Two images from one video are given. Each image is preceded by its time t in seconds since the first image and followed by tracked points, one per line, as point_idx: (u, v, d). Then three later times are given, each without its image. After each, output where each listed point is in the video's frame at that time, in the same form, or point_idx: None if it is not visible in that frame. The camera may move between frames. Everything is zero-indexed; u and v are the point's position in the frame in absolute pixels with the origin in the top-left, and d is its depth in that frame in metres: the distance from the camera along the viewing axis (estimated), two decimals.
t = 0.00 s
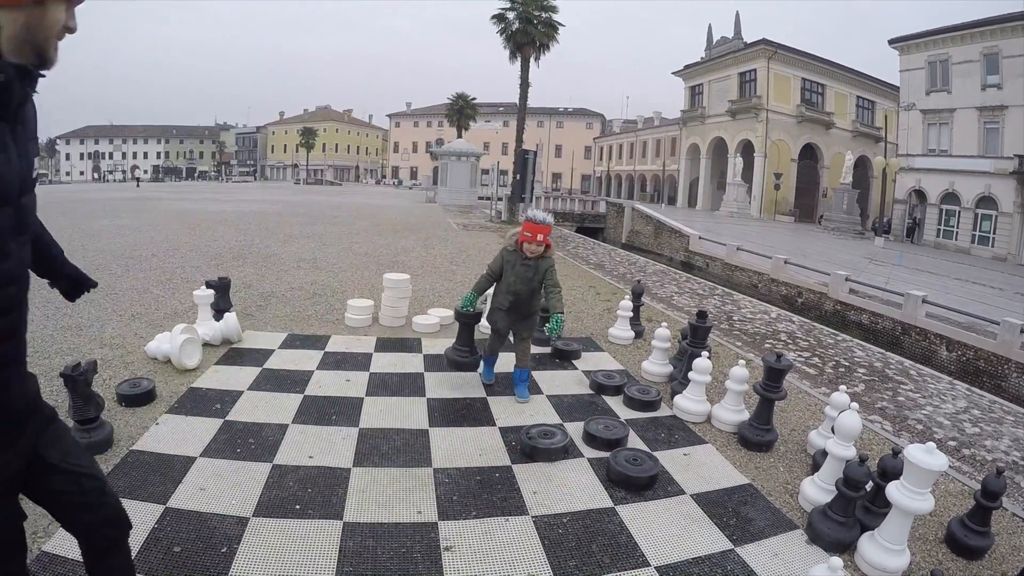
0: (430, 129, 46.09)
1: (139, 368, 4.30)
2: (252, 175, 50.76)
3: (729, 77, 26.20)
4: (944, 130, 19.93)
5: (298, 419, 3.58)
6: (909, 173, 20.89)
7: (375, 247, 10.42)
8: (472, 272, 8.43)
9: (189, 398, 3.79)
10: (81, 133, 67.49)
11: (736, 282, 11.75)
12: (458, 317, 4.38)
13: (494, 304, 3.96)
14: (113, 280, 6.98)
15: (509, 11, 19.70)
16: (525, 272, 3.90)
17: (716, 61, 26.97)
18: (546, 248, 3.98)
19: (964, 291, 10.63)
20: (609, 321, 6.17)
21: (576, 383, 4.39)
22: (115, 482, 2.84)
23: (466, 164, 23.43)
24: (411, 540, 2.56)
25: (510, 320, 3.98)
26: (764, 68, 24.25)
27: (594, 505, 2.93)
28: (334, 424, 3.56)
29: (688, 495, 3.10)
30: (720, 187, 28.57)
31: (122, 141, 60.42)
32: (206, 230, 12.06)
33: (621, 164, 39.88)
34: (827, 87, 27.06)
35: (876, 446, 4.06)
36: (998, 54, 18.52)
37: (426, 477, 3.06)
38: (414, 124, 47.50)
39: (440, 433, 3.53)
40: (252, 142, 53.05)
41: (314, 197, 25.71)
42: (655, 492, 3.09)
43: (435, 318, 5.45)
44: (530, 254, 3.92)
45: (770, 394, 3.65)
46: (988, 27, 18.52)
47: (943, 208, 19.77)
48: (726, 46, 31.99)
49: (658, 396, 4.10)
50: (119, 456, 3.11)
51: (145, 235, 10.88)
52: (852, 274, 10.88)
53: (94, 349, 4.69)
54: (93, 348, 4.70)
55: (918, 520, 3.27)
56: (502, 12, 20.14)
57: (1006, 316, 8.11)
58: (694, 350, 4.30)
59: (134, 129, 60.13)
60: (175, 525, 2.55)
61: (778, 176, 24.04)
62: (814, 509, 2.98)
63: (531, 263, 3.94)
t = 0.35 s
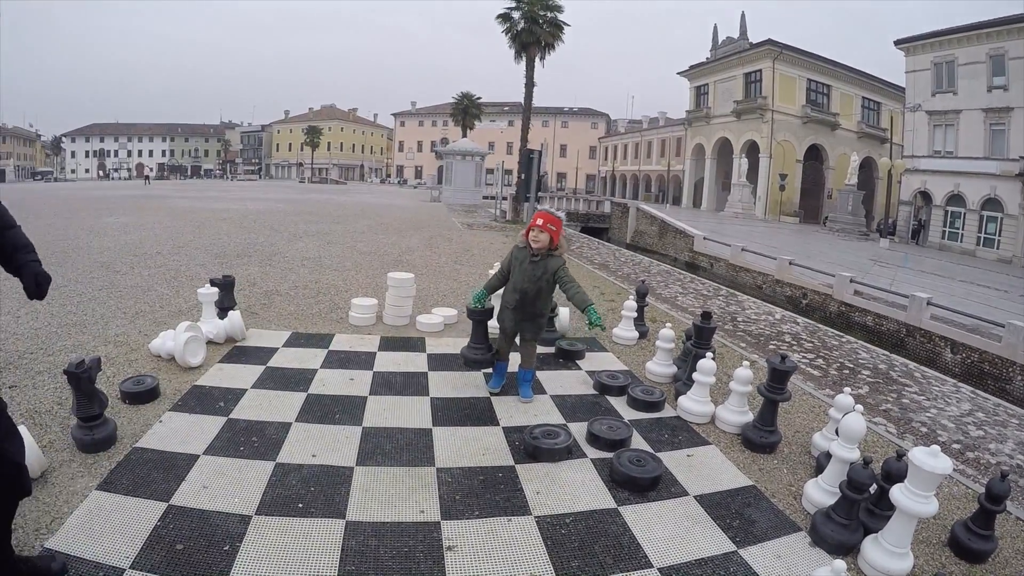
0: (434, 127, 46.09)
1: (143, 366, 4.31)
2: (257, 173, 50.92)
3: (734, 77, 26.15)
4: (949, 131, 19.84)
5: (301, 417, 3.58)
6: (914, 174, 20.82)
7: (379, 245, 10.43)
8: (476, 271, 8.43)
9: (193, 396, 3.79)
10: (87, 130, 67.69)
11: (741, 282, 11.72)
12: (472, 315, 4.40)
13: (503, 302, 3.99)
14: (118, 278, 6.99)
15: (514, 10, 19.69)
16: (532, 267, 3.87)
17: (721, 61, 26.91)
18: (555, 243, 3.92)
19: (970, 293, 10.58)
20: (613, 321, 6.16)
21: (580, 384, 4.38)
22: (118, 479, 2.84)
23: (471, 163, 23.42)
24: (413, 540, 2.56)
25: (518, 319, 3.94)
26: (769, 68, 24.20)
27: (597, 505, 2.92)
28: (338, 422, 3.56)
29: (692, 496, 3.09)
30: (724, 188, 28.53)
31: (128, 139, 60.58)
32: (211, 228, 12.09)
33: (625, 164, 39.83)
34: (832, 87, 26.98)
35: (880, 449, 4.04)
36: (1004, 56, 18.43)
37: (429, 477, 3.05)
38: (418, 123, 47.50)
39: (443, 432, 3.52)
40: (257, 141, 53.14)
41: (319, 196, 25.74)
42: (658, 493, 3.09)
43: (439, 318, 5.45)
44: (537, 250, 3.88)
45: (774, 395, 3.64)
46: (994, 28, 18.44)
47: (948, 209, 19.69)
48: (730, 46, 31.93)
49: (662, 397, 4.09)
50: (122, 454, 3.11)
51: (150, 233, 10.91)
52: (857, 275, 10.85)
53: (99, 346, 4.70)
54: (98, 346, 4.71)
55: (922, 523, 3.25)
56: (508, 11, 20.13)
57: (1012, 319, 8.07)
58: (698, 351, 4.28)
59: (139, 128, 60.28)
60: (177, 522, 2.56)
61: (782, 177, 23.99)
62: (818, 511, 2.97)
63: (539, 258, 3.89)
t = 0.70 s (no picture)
0: (432, 119, 45.93)
1: (138, 354, 4.30)
2: (254, 163, 50.71)
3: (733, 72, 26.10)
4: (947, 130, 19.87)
5: (296, 406, 3.58)
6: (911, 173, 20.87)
7: (375, 235, 10.40)
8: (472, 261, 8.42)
9: (187, 384, 3.78)
10: (82, 118, 67.20)
11: (737, 276, 11.75)
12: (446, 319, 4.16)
13: (489, 293, 3.92)
14: (111, 266, 6.95)
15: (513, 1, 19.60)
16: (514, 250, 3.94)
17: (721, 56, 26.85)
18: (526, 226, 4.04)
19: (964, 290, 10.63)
20: (608, 313, 6.16)
21: (575, 375, 4.38)
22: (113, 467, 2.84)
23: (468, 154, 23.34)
24: (407, 529, 2.56)
25: (507, 306, 3.95)
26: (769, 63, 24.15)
27: (591, 495, 2.93)
28: (332, 411, 3.56)
29: (685, 487, 3.10)
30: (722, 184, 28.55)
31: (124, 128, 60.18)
32: (206, 215, 12.02)
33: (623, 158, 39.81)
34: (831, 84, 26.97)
35: (873, 443, 4.07)
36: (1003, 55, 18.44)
37: (423, 466, 3.05)
38: (416, 114, 47.32)
39: (437, 422, 3.52)
40: (254, 131, 52.86)
41: (315, 186, 25.62)
42: (652, 484, 3.10)
43: (435, 308, 5.44)
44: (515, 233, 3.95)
45: (768, 389, 3.64)
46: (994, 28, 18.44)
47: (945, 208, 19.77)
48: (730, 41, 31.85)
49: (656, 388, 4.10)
50: (116, 442, 3.10)
51: (145, 220, 10.85)
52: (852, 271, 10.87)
53: (93, 335, 4.68)
54: (92, 334, 4.69)
55: (914, 517, 3.27)
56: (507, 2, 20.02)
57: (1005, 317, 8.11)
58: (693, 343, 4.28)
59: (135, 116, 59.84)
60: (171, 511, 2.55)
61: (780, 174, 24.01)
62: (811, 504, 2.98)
63: (518, 241, 3.97)
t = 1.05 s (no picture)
0: (431, 118, 45.92)
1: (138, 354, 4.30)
2: (253, 163, 50.68)
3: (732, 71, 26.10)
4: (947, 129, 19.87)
5: (295, 406, 3.58)
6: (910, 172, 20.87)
7: (374, 234, 10.40)
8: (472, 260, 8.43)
9: (187, 384, 3.78)
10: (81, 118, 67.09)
11: (736, 275, 11.75)
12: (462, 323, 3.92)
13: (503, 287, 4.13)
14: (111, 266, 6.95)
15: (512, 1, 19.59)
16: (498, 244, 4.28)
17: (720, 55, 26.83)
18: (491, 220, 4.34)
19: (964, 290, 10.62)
20: (608, 312, 6.16)
21: (574, 375, 4.38)
22: (113, 468, 2.84)
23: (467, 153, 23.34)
24: (406, 529, 2.56)
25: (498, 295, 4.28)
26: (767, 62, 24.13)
27: (591, 495, 2.93)
28: (331, 411, 3.56)
29: (685, 487, 3.10)
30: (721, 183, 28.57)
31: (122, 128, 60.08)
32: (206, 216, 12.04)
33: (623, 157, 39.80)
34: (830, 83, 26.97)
35: (873, 442, 4.07)
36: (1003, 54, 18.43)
37: (422, 466, 3.05)
38: (415, 113, 47.30)
39: (437, 422, 3.52)
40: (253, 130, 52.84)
41: (314, 185, 25.62)
42: (652, 484, 3.10)
43: (434, 307, 5.45)
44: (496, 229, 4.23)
45: (768, 388, 3.64)
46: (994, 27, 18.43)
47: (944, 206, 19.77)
48: (729, 40, 31.86)
49: (656, 388, 4.10)
50: (117, 442, 3.11)
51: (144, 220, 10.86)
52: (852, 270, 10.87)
53: (93, 335, 4.68)
54: (92, 334, 4.69)
55: (913, 517, 3.27)
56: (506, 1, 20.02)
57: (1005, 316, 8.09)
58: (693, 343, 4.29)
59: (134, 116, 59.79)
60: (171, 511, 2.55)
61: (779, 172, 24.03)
62: (811, 503, 2.99)
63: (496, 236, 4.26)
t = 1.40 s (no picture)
0: (427, 121, 45.92)
1: (130, 359, 4.28)
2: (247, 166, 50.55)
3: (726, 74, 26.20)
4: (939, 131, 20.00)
5: (288, 412, 3.56)
6: (904, 173, 20.97)
7: (367, 239, 10.39)
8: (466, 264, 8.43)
9: (180, 390, 3.77)
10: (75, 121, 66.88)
11: (729, 278, 11.78)
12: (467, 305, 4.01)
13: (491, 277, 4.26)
14: (102, 271, 6.93)
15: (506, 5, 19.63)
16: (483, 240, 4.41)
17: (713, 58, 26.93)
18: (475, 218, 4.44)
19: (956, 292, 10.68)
20: (601, 315, 6.17)
21: (567, 378, 4.38)
22: (105, 473, 2.82)
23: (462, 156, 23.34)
24: (399, 534, 2.55)
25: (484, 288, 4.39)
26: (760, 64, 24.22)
27: (583, 498, 2.94)
28: (324, 416, 3.54)
29: (678, 490, 3.10)
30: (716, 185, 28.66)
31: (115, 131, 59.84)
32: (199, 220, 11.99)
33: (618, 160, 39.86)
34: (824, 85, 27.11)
35: (865, 445, 4.08)
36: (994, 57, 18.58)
37: (415, 471, 3.05)
38: (410, 116, 47.30)
39: (430, 426, 3.52)
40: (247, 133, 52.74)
41: (308, 189, 25.55)
42: (645, 488, 3.10)
43: (427, 311, 5.45)
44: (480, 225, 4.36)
45: (761, 391, 3.65)
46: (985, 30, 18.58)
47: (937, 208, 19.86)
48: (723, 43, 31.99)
49: (649, 391, 4.10)
50: (110, 447, 3.09)
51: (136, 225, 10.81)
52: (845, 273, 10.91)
53: (84, 340, 4.66)
54: (84, 339, 4.67)
55: (907, 520, 3.28)
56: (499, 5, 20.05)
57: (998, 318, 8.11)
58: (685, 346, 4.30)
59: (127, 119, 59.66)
60: (163, 517, 2.54)
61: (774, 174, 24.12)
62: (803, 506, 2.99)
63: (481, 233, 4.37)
